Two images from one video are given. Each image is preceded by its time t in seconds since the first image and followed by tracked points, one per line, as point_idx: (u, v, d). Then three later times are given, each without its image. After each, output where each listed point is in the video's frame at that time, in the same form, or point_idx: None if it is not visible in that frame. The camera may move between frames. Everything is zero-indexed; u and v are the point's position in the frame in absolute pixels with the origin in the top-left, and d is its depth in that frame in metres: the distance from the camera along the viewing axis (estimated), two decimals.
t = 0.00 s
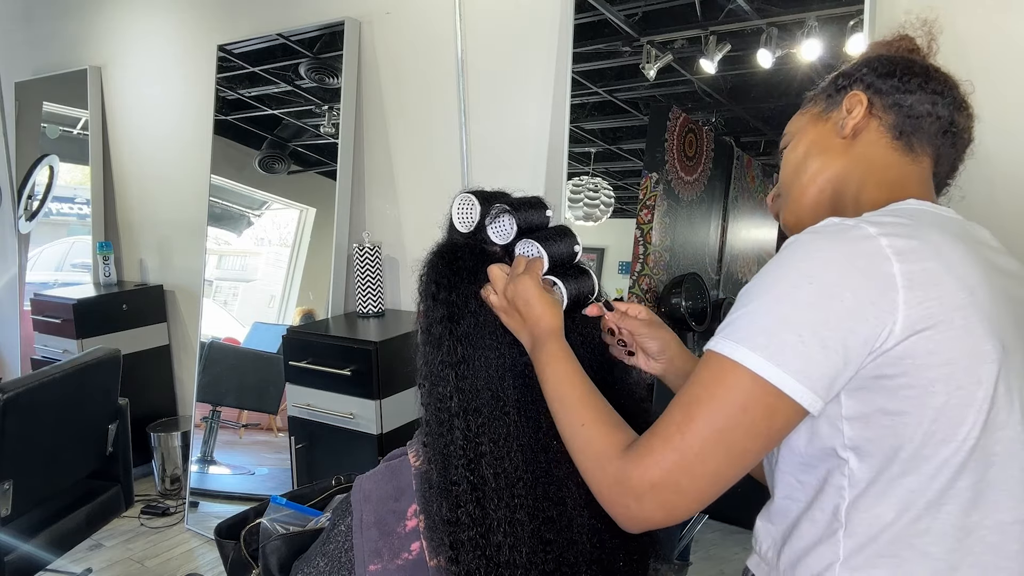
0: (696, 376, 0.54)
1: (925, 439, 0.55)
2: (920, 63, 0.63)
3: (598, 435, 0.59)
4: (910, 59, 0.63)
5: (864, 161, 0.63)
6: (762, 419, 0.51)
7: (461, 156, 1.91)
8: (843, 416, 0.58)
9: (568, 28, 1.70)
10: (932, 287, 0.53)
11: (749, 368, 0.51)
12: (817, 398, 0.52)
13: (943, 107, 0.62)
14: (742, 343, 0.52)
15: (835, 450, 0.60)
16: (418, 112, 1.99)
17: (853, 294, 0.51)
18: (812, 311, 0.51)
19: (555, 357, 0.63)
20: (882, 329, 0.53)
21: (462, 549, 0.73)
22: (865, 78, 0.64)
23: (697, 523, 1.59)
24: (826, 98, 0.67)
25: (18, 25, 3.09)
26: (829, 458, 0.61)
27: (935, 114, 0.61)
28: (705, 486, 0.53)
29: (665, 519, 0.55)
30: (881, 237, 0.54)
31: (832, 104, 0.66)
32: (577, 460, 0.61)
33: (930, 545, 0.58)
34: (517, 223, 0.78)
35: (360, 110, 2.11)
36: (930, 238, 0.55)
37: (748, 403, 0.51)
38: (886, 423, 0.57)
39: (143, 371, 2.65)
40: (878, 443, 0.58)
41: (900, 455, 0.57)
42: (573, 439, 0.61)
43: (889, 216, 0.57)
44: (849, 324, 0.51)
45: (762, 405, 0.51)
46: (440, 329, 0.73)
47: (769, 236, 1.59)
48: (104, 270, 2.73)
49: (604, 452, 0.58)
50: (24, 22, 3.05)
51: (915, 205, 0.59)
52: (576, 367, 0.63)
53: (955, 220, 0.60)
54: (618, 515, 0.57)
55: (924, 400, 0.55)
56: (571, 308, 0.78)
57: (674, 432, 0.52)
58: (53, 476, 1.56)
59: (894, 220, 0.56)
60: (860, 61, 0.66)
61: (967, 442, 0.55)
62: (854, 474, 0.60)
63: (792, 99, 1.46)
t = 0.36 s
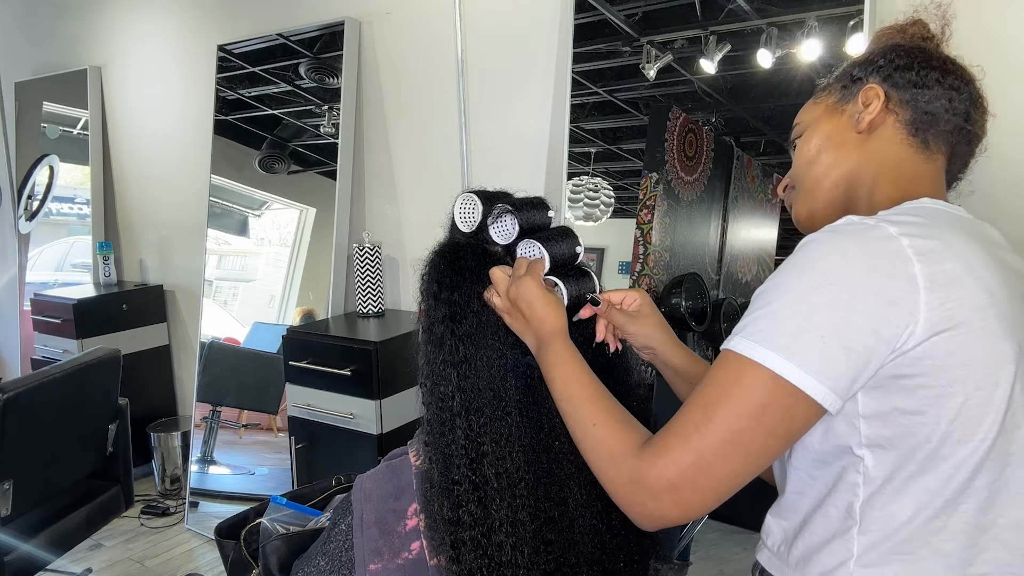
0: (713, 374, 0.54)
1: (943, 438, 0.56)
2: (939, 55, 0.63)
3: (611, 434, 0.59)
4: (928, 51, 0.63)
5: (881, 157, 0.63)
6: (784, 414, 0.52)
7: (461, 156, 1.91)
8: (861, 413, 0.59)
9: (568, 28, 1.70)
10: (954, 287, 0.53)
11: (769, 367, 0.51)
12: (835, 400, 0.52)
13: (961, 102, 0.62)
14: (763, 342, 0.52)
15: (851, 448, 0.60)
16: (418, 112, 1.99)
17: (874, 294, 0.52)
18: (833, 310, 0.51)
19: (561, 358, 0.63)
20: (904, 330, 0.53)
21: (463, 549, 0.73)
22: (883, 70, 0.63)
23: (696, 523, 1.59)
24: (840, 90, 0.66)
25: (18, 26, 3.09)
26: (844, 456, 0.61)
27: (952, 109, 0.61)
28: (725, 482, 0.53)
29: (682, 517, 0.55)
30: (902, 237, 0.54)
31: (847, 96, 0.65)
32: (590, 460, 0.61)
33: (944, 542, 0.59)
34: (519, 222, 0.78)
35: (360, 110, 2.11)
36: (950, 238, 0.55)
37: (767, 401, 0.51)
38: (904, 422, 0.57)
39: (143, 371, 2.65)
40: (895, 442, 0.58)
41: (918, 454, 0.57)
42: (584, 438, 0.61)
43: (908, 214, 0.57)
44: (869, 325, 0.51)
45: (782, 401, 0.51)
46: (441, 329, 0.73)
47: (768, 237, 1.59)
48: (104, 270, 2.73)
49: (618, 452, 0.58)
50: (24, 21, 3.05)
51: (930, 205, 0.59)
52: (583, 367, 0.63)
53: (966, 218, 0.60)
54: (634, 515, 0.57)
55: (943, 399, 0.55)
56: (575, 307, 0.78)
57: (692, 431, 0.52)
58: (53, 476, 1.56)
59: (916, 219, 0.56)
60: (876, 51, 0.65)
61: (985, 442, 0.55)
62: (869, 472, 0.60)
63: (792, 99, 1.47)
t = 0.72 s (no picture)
0: (717, 366, 0.54)
1: (954, 435, 0.56)
2: (958, 46, 0.62)
3: (610, 427, 0.59)
4: (948, 43, 0.62)
5: (897, 151, 0.63)
6: (789, 406, 0.51)
7: (461, 156, 1.91)
8: (870, 409, 0.59)
9: (568, 28, 1.70)
10: (965, 282, 0.53)
11: (777, 359, 0.51)
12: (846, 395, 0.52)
13: (979, 96, 0.61)
14: (772, 335, 0.52)
15: (861, 444, 0.60)
16: (418, 111, 1.98)
17: (887, 289, 0.51)
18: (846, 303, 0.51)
19: (558, 353, 0.63)
20: (915, 326, 0.53)
21: (463, 549, 0.73)
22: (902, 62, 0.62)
23: (697, 523, 1.59)
24: (856, 80, 0.66)
25: (18, 26, 3.09)
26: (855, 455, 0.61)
27: (970, 103, 0.61)
28: (728, 472, 0.53)
29: (685, 508, 0.55)
30: (914, 232, 0.54)
31: (863, 88, 0.65)
32: (591, 452, 0.60)
33: (952, 537, 0.59)
34: (518, 222, 0.78)
35: (360, 110, 2.11)
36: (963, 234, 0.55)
37: (772, 393, 0.51)
38: (913, 419, 0.57)
39: (143, 371, 2.65)
40: (905, 438, 0.58)
41: (928, 450, 0.57)
42: (584, 432, 0.61)
43: (921, 210, 0.57)
44: (881, 321, 0.51)
45: (787, 392, 0.51)
46: (440, 329, 0.73)
47: (768, 237, 1.59)
48: (104, 270, 2.73)
49: (619, 444, 0.58)
50: (24, 21, 3.05)
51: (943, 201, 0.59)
52: (581, 361, 0.63)
53: (978, 217, 0.59)
54: (636, 504, 0.57)
55: (953, 396, 0.55)
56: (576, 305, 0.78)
57: (694, 420, 0.52)
58: (53, 475, 1.56)
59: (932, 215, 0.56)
60: (895, 41, 0.64)
61: (999, 437, 0.56)
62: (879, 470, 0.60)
63: (791, 99, 1.47)
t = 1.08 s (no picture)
0: (730, 364, 0.54)
1: (971, 436, 0.56)
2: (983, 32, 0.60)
3: (617, 425, 0.59)
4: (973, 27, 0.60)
5: (920, 143, 0.62)
6: (800, 403, 0.52)
7: (461, 156, 1.91)
8: (888, 410, 0.59)
9: (568, 29, 1.68)
10: (984, 282, 0.53)
11: (793, 356, 0.51)
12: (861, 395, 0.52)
13: (1002, 85, 0.60)
14: (788, 332, 0.52)
15: (876, 444, 0.60)
16: (419, 111, 1.98)
17: (909, 289, 0.51)
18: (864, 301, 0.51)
19: (562, 352, 0.63)
20: (934, 327, 0.53)
21: (463, 549, 0.73)
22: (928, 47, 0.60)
23: (696, 523, 1.60)
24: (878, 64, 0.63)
25: (18, 26, 3.09)
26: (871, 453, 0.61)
27: (994, 94, 0.60)
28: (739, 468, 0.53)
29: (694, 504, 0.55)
30: (933, 232, 0.53)
31: (885, 74, 0.63)
32: (598, 448, 0.60)
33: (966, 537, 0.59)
34: (517, 222, 0.78)
35: (360, 110, 2.11)
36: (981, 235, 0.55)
37: (784, 392, 0.51)
38: (930, 419, 0.57)
39: (143, 371, 2.66)
40: (920, 438, 0.58)
41: (944, 450, 0.57)
42: (590, 430, 0.60)
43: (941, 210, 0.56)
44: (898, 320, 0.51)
45: (800, 389, 0.51)
46: (441, 329, 0.73)
47: (768, 237, 1.65)
48: (104, 270, 2.73)
49: (627, 440, 0.58)
50: (24, 21, 3.05)
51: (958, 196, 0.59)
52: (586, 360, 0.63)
53: (995, 214, 0.59)
54: (645, 500, 0.57)
55: (972, 397, 0.55)
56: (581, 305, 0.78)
57: (703, 417, 0.53)
58: (54, 475, 1.56)
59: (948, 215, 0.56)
60: (918, 22, 0.62)
61: (1014, 440, 0.56)
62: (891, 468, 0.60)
63: (792, 99, 1.47)
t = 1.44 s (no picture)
0: (788, 362, 0.53)
1: None
2: None
3: (660, 425, 0.56)
4: None
5: (972, 140, 0.57)
6: (869, 406, 0.50)
7: (461, 156, 1.91)
8: (956, 423, 0.58)
9: (568, 29, 1.67)
10: None
11: (864, 358, 0.50)
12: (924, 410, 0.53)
13: None
14: (868, 336, 0.50)
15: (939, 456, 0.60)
16: (419, 110, 1.98)
17: (996, 311, 0.51)
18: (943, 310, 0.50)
19: (580, 351, 0.62)
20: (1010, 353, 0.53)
21: (464, 550, 0.74)
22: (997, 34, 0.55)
23: (697, 523, 1.59)
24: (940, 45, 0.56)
25: (18, 26, 3.09)
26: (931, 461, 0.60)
27: None
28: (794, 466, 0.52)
29: (740, 499, 0.54)
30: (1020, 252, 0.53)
31: (947, 60, 0.56)
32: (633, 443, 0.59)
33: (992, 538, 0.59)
34: (523, 223, 0.78)
35: (360, 110, 2.11)
36: None
37: (845, 390, 0.50)
38: (998, 437, 0.58)
39: (143, 371, 2.65)
40: (984, 451, 0.58)
41: (1008, 465, 0.58)
42: (629, 430, 0.58)
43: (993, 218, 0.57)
44: (973, 332, 0.51)
45: (862, 387, 0.50)
46: (446, 329, 0.73)
47: (768, 236, 1.60)
48: (104, 270, 2.73)
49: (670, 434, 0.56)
50: (24, 21, 3.05)
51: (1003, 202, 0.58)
52: (614, 361, 0.62)
53: None
54: (687, 494, 0.56)
55: None
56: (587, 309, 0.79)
57: (759, 413, 0.52)
58: (54, 475, 1.56)
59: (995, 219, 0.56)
60: None
61: None
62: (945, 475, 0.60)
63: (792, 99, 1.48)
